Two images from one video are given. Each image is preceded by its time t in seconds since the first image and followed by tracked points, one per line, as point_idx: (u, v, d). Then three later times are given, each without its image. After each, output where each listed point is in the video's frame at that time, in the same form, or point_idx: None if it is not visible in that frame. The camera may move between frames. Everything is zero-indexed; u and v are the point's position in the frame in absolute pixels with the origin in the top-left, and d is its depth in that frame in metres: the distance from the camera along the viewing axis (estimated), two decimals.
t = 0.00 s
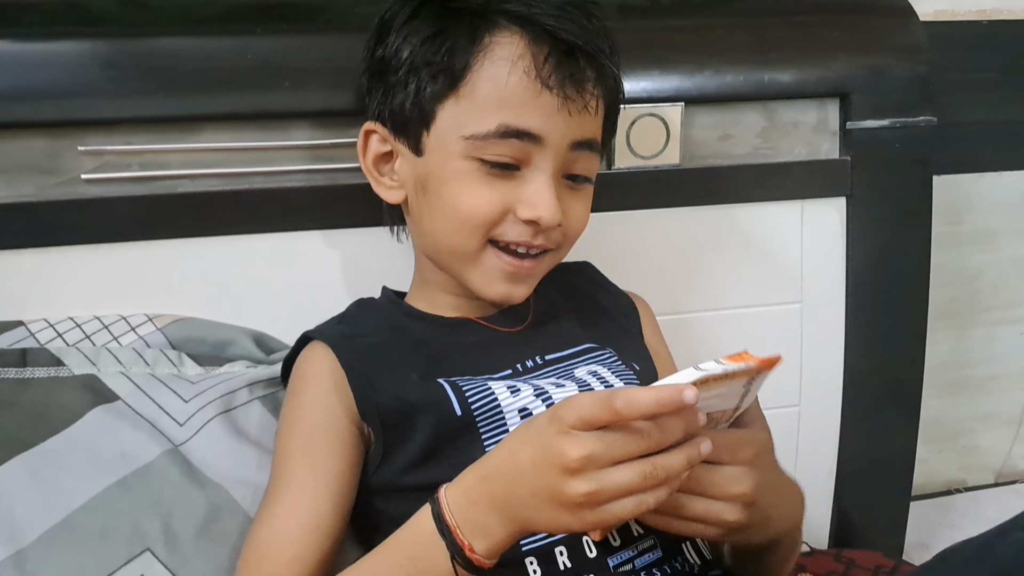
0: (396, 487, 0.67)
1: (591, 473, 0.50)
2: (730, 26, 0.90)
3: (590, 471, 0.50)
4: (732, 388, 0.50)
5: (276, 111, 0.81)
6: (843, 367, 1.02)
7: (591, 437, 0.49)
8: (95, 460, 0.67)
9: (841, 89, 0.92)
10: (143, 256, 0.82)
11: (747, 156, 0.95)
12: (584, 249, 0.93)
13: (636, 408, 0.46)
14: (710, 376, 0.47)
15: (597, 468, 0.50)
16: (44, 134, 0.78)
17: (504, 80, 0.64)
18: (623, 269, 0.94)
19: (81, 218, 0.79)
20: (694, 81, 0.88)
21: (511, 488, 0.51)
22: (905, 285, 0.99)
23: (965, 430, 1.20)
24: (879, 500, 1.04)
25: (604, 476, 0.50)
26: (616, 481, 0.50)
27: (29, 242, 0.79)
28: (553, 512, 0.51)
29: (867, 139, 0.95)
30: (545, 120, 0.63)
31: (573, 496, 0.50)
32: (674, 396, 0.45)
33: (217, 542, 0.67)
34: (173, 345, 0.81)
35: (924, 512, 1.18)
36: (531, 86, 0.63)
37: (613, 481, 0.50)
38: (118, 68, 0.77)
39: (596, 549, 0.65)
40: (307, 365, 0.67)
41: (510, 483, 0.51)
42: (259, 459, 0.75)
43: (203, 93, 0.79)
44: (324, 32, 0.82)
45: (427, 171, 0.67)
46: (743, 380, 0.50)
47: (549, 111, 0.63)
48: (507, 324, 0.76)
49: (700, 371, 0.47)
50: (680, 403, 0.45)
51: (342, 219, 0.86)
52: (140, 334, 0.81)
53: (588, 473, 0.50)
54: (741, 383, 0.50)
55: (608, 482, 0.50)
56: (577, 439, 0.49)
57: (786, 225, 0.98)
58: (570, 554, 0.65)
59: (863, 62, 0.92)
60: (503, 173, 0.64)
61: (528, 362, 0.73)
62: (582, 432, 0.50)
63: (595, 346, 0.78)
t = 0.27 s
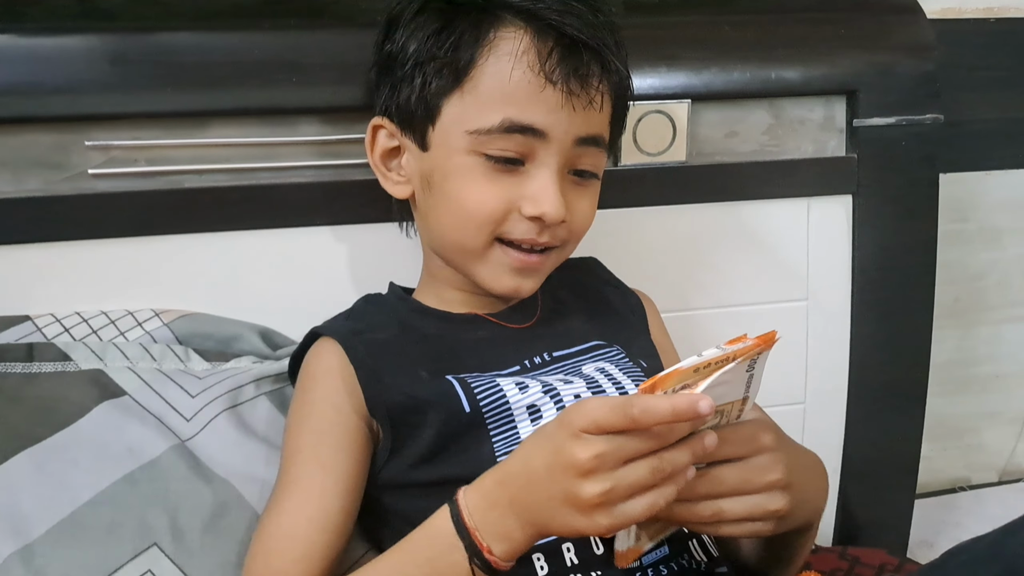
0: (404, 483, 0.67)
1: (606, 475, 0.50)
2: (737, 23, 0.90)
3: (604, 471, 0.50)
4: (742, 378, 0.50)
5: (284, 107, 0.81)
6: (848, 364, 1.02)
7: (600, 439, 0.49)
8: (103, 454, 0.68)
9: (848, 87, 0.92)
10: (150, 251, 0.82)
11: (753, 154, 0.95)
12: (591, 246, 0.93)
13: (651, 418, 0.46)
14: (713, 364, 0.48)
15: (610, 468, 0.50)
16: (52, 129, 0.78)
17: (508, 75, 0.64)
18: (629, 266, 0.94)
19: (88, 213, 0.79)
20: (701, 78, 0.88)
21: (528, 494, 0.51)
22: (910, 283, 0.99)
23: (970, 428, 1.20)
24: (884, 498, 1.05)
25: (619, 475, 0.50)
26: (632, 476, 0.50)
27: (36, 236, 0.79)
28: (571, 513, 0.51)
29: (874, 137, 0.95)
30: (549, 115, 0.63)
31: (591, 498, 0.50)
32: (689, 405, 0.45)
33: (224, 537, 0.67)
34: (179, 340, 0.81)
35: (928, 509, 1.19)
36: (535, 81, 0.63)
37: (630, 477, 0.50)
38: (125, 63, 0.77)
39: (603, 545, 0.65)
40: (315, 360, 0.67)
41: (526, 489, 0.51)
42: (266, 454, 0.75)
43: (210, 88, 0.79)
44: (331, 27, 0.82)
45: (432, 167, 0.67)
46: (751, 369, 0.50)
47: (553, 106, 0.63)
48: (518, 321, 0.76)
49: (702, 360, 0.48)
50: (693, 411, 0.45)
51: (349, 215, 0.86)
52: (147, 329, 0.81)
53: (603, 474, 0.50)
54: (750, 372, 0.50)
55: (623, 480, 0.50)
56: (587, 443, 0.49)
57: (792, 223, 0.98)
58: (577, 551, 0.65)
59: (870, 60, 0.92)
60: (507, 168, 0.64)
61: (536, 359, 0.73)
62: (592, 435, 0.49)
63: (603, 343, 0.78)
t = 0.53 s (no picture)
0: (408, 479, 0.67)
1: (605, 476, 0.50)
2: (742, 21, 0.90)
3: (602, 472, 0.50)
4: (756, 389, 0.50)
5: (290, 103, 0.81)
6: (851, 362, 1.02)
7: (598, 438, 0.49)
8: (109, 448, 0.68)
9: (852, 84, 0.92)
10: (155, 246, 0.83)
11: (757, 151, 0.96)
12: (595, 243, 0.93)
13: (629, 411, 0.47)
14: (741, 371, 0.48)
15: (607, 472, 0.50)
16: (59, 124, 0.78)
17: (514, 73, 0.64)
18: (633, 263, 0.95)
19: (94, 208, 0.79)
20: (705, 75, 0.88)
21: (528, 493, 0.51)
22: (913, 281, 0.99)
23: (972, 426, 1.20)
24: (887, 496, 1.05)
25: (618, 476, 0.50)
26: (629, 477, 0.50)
27: (42, 232, 0.79)
28: (570, 511, 0.51)
29: (878, 135, 0.95)
30: (555, 114, 0.63)
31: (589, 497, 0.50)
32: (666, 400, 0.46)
33: (229, 530, 0.67)
34: (185, 335, 0.82)
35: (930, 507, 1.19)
36: (541, 79, 0.63)
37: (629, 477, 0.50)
38: (131, 58, 0.77)
39: (607, 541, 0.66)
40: (320, 355, 0.67)
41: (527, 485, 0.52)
42: (271, 449, 0.75)
43: (216, 84, 0.79)
44: (336, 24, 0.82)
45: (438, 164, 0.67)
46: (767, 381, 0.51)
47: (559, 105, 0.63)
48: (524, 318, 0.76)
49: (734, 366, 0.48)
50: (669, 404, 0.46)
51: (354, 211, 0.86)
52: (152, 324, 0.81)
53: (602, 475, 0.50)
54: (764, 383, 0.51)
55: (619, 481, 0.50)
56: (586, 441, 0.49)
57: (795, 220, 0.98)
58: (581, 547, 0.65)
59: (874, 57, 0.92)
60: (513, 166, 0.64)
61: (540, 356, 0.73)
62: (592, 433, 0.49)
63: (607, 341, 0.78)
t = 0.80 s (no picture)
0: (409, 479, 0.67)
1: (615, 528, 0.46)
2: (744, 21, 0.90)
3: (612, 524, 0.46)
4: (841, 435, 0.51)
5: (292, 102, 0.81)
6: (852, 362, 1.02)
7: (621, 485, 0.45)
8: (110, 447, 0.68)
9: (853, 84, 0.92)
10: (157, 245, 0.83)
11: (759, 151, 0.96)
12: (596, 243, 0.93)
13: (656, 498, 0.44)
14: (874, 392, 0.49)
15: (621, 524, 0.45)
16: (60, 123, 0.78)
17: (525, 76, 0.64)
18: (634, 263, 0.95)
19: (96, 207, 0.79)
20: (707, 75, 0.88)
21: (535, 527, 0.47)
22: (914, 281, 0.99)
23: (973, 425, 1.20)
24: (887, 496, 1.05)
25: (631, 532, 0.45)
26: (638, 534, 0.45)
27: (43, 231, 0.79)
28: (585, 566, 0.47)
29: (879, 135, 0.95)
30: (564, 119, 0.64)
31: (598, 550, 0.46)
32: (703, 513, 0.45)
33: (230, 530, 0.67)
34: (186, 334, 0.82)
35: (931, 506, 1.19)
36: (552, 83, 0.64)
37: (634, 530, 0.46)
38: (132, 57, 0.77)
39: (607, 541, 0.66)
40: (323, 355, 0.67)
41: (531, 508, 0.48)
42: (272, 448, 0.75)
43: (218, 83, 0.79)
44: (338, 23, 0.82)
45: (446, 165, 0.67)
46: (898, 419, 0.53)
47: (568, 109, 0.64)
48: (526, 318, 0.77)
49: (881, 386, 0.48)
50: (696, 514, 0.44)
51: (356, 210, 0.86)
52: (154, 323, 0.81)
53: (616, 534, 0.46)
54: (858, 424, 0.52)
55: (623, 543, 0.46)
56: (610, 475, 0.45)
57: (796, 221, 0.98)
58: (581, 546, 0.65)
59: (876, 58, 0.92)
60: (520, 168, 0.65)
61: (541, 357, 0.73)
62: (615, 487, 0.45)
63: (608, 342, 0.78)
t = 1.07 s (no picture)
0: (410, 476, 0.67)
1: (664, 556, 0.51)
2: (745, 19, 0.90)
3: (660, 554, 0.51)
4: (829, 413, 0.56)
5: (293, 99, 0.81)
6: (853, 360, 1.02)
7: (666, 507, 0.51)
8: (111, 444, 0.68)
9: (854, 83, 0.93)
10: (159, 242, 0.83)
11: (760, 149, 0.96)
12: (598, 241, 0.93)
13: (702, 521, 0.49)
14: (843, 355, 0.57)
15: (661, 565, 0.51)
16: (62, 120, 0.78)
17: (532, 75, 0.64)
18: (635, 261, 0.95)
19: (97, 204, 0.80)
20: (708, 73, 0.88)
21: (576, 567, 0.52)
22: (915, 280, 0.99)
23: (973, 424, 1.20)
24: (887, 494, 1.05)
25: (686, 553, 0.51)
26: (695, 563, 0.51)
27: (45, 227, 0.79)
28: None
29: (880, 133, 0.95)
30: (570, 118, 0.64)
31: None
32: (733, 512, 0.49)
33: (231, 527, 0.67)
34: (187, 331, 0.82)
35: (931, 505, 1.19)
36: (558, 83, 0.64)
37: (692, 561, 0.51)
38: (133, 54, 0.77)
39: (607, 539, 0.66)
40: (327, 351, 0.67)
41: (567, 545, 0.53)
42: (273, 445, 0.75)
43: (219, 81, 0.79)
44: (339, 21, 0.82)
45: (450, 163, 0.67)
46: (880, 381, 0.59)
47: (574, 109, 0.64)
48: (527, 317, 0.76)
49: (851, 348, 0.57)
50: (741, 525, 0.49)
51: (357, 208, 0.87)
52: (155, 320, 0.81)
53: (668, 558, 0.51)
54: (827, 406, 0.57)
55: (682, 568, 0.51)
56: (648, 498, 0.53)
57: (797, 219, 0.98)
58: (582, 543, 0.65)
59: (876, 56, 0.92)
60: (525, 167, 0.65)
61: (542, 356, 0.73)
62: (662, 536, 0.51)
63: (609, 340, 0.78)
